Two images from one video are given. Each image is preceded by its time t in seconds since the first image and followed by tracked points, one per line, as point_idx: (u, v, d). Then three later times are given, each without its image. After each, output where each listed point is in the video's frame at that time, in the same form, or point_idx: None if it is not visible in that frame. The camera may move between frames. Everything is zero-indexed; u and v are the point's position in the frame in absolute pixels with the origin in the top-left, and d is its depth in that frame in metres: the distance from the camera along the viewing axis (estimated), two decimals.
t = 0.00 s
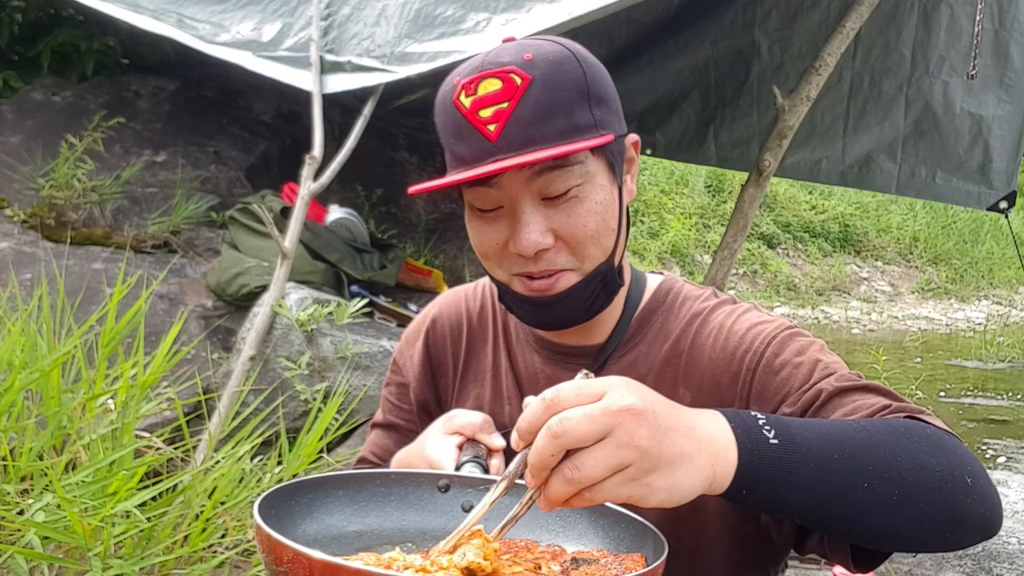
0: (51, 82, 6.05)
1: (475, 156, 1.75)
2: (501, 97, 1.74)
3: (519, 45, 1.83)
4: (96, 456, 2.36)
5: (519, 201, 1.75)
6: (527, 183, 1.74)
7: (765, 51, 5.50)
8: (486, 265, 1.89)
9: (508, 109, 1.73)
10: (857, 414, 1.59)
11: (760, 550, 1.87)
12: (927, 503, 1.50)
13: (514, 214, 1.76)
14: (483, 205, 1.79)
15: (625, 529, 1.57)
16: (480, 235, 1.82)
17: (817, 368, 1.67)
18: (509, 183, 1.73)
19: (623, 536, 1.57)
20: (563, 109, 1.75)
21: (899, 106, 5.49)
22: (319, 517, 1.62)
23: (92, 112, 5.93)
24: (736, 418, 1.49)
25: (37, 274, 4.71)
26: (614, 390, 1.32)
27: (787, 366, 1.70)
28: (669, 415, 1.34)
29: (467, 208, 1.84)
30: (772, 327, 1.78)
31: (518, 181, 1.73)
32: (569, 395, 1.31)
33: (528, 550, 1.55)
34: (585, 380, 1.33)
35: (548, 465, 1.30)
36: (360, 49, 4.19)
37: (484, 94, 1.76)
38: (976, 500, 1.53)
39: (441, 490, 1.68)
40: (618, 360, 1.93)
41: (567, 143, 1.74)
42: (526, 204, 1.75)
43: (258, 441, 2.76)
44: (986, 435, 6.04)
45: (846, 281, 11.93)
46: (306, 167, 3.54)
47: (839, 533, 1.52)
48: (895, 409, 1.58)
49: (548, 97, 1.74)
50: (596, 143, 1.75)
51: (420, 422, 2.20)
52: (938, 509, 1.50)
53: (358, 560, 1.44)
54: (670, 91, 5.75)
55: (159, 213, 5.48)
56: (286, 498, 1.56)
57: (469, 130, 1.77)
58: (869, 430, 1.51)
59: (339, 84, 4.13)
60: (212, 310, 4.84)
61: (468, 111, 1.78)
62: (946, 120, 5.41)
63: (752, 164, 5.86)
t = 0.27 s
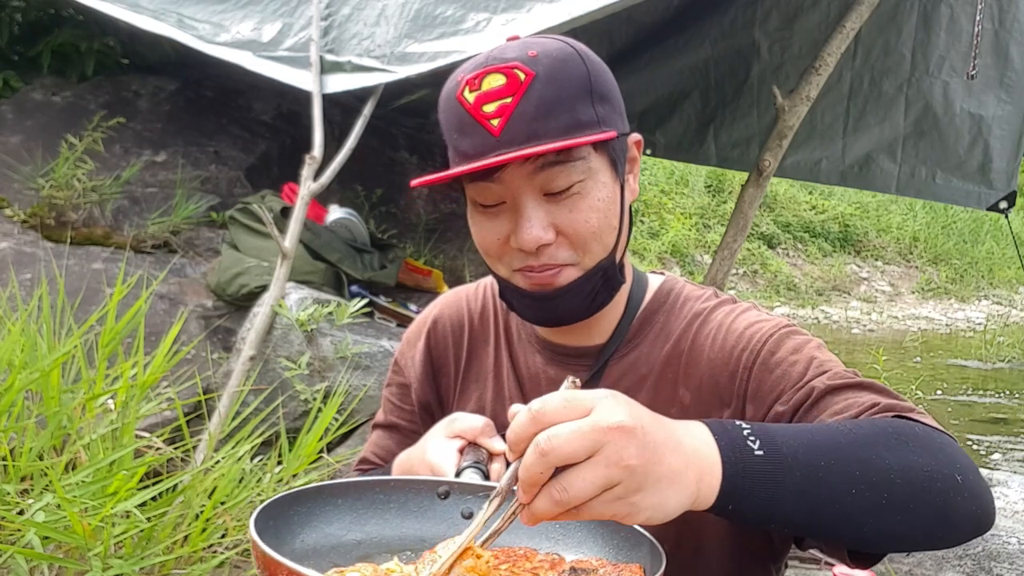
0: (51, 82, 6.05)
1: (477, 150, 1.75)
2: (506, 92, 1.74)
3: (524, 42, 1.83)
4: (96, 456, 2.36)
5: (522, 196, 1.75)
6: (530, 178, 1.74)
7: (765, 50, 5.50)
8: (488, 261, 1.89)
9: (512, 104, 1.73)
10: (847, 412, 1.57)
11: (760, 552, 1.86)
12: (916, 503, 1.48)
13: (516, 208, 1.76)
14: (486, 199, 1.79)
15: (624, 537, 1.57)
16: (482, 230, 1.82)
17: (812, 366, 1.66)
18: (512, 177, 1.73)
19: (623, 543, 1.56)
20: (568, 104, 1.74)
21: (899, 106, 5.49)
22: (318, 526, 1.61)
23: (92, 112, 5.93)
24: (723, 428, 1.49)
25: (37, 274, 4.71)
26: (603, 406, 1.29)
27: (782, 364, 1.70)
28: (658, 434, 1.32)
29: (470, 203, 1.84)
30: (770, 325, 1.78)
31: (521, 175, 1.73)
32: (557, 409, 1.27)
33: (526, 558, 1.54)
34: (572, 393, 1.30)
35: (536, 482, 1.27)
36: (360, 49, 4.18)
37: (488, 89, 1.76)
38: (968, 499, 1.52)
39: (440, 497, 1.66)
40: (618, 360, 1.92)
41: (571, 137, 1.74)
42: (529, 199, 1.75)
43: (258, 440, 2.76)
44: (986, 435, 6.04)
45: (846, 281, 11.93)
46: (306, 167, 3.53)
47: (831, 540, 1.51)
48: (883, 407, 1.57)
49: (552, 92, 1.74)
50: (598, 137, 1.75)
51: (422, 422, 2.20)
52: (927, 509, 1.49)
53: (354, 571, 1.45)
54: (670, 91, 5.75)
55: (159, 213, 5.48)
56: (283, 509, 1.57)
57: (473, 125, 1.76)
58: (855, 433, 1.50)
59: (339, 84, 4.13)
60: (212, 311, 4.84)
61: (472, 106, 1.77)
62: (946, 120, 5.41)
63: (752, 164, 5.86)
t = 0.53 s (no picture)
0: (51, 82, 6.05)
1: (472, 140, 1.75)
2: (502, 83, 1.75)
3: (522, 40, 1.85)
4: (96, 456, 2.36)
5: (516, 185, 1.77)
6: (525, 167, 1.75)
7: (765, 50, 5.50)
8: (484, 254, 1.89)
9: (509, 95, 1.74)
10: (847, 419, 1.59)
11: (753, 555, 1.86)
12: (915, 523, 1.49)
13: (511, 198, 1.78)
14: (482, 190, 1.81)
15: (612, 542, 1.64)
16: (478, 222, 1.83)
17: (811, 370, 1.67)
18: (508, 166, 1.75)
19: (612, 548, 1.63)
20: (564, 96, 1.75)
21: (899, 106, 5.49)
22: (309, 533, 1.69)
23: (92, 112, 5.94)
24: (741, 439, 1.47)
25: (37, 274, 4.71)
26: (654, 455, 1.29)
27: (781, 367, 1.70)
28: (687, 485, 1.35)
29: (467, 196, 1.85)
30: (770, 328, 1.78)
31: (517, 164, 1.75)
32: (614, 446, 1.26)
33: (516, 563, 1.62)
34: (637, 427, 1.28)
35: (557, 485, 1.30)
36: (360, 49, 4.19)
37: (485, 81, 1.77)
38: (965, 520, 1.53)
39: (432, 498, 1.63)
40: (616, 360, 1.92)
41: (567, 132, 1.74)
42: (523, 188, 1.77)
43: (258, 440, 2.76)
44: (987, 435, 6.03)
45: (846, 281, 11.93)
46: (306, 167, 3.54)
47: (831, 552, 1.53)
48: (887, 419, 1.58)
49: (548, 83, 1.75)
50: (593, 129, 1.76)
51: (420, 423, 2.20)
52: (925, 528, 1.50)
53: None
54: (670, 91, 5.75)
55: (159, 213, 5.48)
56: (272, 517, 1.64)
57: (469, 116, 1.77)
58: (867, 451, 1.50)
59: (339, 84, 4.13)
60: (212, 311, 4.84)
61: (469, 98, 1.78)
62: (946, 120, 5.41)
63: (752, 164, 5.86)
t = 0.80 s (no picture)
0: (51, 82, 6.05)
1: (471, 137, 1.75)
2: (501, 81, 1.76)
3: (521, 39, 1.86)
4: (96, 456, 2.36)
5: (515, 182, 1.77)
6: (524, 164, 1.76)
7: (765, 50, 5.50)
8: (483, 254, 1.90)
9: (507, 92, 1.74)
10: (854, 426, 1.58)
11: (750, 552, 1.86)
12: (923, 529, 1.49)
13: (511, 196, 1.78)
14: (482, 188, 1.81)
15: (602, 550, 1.57)
16: (477, 220, 1.84)
17: (816, 377, 1.65)
18: (508, 163, 1.76)
19: (601, 555, 1.56)
20: (564, 93, 1.75)
21: (899, 106, 5.49)
22: (297, 541, 1.66)
23: (92, 112, 5.94)
24: (772, 426, 1.46)
25: (37, 274, 4.71)
26: (689, 433, 1.31)
27: (784, 372, 1.69)
28: (715, 465, 1.36)
29: (467, 195, 1.86)
30: (771, 330, 1.78)
31: (515, 160, 1.75)
32: (654, 418, 1.28)
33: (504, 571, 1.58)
34: (676, 403, 1.29)
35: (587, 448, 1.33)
36: (360, 49, 4.19)
37: (484, 80, 1.78)
38: (969, 531, 1.53)
39: (421, 508, 1.75)
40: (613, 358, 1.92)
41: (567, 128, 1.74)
42: (522, 185, 1.77)
43: (258, 441, 2.76)
44: (986, 435, 6.03)
45: (846, 281, 11.93)
46: (306, 167, 3.54)
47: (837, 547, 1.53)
48: (901, 422, 1.60)
49: (547, 80, 1.75)
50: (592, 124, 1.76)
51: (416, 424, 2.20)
52: (931, 537, 1.50)
53: None
54: (670, 91, 5.75)
55: (159, 213, 5.48)
56: (260, 525, 1.61)
57: (468, 113, 1.77)
58: (885, 456, 1.50)
59: (339, 84, 4.13)
60: (212, 311, 4.84)
61: (468, 96, 1.79)
62: (946, 120, 5.41)
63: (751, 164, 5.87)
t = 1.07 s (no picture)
0: (51, 82, 6.05)
1: (476, 139, 1.74)
2: (506, 82, 1.75)
3: (525, 38, 1.85)
4: (96, 456, 2.36)
5: (520, 185, 1.76)
6: (529, 166, 1.75)
7: (765, 50, 5.50)
8: (485, 256, 1.89)
9: (512, 94, 1.74)
10: (858, 433, 1.59)
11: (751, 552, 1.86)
12: (925, 528, 1.50)
13: (515, 199, 1.77)
14: (485, 190, 1.80)
15: (602, 543, 1.57)
16: (480, 223, 1.83)
17: (819, 381, 1.66)
18: (512, 166, 1.75)
19: (601, 549, 1.56)
20: (569, 96, 1.75)
21: (899, 106, 5.49)
22: (296, 539, 1.62)
23: (92, 112, 5.94)
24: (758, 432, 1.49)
25: (37, 274, 4.71)
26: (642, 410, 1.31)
27: (788, 378, 1.69)
28: (693, 436, 1.34)
29: (469, 197, 1.85)
30: (775, 334, 1.77)
31: (520, 163, 1.75)
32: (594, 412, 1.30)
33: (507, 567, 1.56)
34: (604, 397, 1.32)
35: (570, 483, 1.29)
36: (360, 49, 4.18)
37: (488, 80, 1.77)
38: (974, 532, 1.53)
39: (422, 505, 1.70)
40: (614, 361, 1.92)
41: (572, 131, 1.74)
42: (527, 188, 1.76)
43: (258, 440, 2.76)
44: (986, 435, 6.03)
45: (846, 281, 11.93)
46: (306, 167, 3.54)
47: (842, 552, 1.52)
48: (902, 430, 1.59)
49: (551, 83, 1.75)
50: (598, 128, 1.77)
51: (417, 425, 2.19)
52: (935, 536, 1.50)
53: None
54: (670, 91, 5.75)
55: (159, 213, 5.48)
56: (259, 524, 1.57)
57: (472, 114, 1.77)
58: (887, 457, 1.50)
59: (339, 84, 4.12)
60: (212, 311, 4.84)
61: (472, 97, 1.78)
62: (946, 120, 5.41)
63: (751, 164, 5.87)
